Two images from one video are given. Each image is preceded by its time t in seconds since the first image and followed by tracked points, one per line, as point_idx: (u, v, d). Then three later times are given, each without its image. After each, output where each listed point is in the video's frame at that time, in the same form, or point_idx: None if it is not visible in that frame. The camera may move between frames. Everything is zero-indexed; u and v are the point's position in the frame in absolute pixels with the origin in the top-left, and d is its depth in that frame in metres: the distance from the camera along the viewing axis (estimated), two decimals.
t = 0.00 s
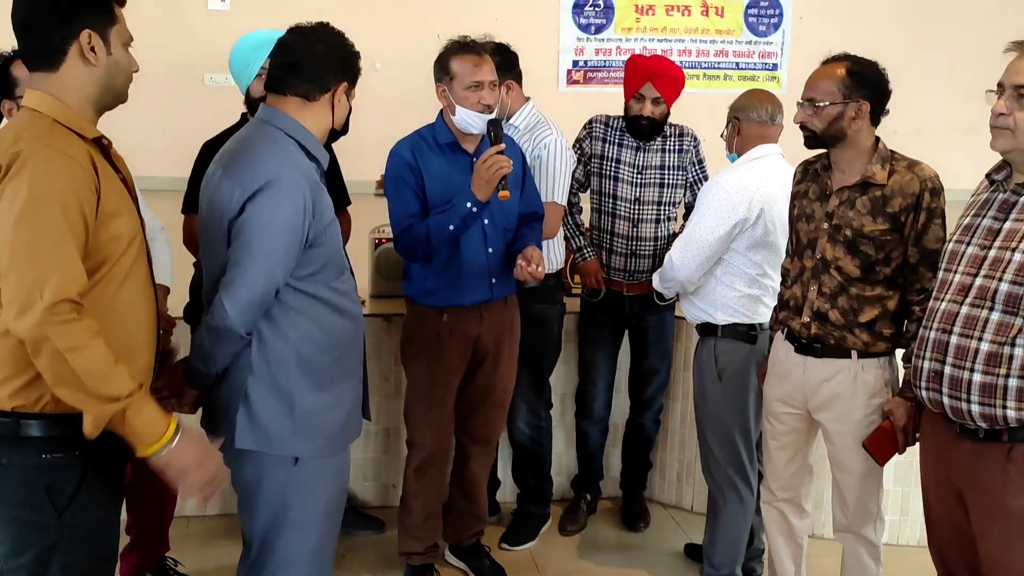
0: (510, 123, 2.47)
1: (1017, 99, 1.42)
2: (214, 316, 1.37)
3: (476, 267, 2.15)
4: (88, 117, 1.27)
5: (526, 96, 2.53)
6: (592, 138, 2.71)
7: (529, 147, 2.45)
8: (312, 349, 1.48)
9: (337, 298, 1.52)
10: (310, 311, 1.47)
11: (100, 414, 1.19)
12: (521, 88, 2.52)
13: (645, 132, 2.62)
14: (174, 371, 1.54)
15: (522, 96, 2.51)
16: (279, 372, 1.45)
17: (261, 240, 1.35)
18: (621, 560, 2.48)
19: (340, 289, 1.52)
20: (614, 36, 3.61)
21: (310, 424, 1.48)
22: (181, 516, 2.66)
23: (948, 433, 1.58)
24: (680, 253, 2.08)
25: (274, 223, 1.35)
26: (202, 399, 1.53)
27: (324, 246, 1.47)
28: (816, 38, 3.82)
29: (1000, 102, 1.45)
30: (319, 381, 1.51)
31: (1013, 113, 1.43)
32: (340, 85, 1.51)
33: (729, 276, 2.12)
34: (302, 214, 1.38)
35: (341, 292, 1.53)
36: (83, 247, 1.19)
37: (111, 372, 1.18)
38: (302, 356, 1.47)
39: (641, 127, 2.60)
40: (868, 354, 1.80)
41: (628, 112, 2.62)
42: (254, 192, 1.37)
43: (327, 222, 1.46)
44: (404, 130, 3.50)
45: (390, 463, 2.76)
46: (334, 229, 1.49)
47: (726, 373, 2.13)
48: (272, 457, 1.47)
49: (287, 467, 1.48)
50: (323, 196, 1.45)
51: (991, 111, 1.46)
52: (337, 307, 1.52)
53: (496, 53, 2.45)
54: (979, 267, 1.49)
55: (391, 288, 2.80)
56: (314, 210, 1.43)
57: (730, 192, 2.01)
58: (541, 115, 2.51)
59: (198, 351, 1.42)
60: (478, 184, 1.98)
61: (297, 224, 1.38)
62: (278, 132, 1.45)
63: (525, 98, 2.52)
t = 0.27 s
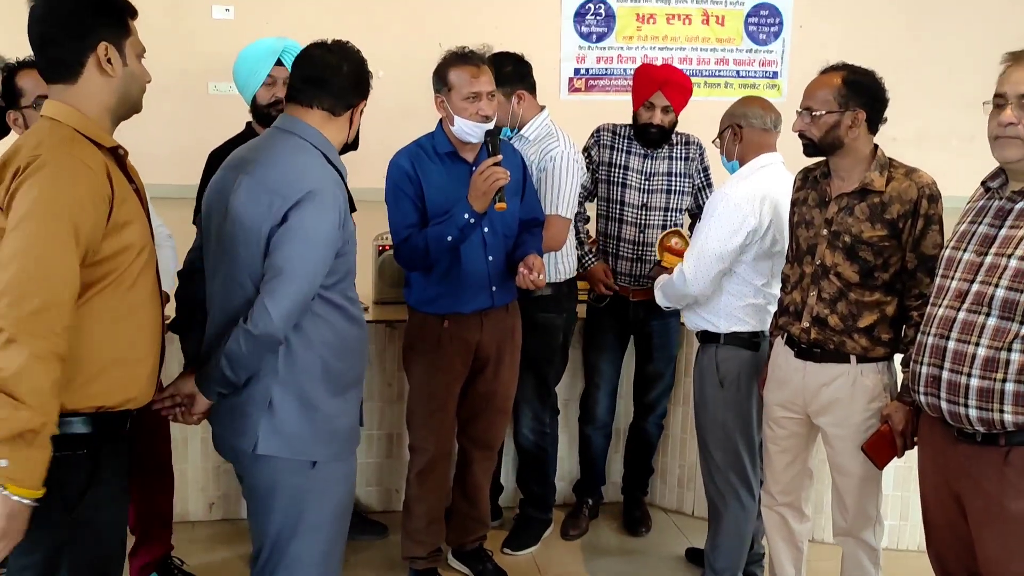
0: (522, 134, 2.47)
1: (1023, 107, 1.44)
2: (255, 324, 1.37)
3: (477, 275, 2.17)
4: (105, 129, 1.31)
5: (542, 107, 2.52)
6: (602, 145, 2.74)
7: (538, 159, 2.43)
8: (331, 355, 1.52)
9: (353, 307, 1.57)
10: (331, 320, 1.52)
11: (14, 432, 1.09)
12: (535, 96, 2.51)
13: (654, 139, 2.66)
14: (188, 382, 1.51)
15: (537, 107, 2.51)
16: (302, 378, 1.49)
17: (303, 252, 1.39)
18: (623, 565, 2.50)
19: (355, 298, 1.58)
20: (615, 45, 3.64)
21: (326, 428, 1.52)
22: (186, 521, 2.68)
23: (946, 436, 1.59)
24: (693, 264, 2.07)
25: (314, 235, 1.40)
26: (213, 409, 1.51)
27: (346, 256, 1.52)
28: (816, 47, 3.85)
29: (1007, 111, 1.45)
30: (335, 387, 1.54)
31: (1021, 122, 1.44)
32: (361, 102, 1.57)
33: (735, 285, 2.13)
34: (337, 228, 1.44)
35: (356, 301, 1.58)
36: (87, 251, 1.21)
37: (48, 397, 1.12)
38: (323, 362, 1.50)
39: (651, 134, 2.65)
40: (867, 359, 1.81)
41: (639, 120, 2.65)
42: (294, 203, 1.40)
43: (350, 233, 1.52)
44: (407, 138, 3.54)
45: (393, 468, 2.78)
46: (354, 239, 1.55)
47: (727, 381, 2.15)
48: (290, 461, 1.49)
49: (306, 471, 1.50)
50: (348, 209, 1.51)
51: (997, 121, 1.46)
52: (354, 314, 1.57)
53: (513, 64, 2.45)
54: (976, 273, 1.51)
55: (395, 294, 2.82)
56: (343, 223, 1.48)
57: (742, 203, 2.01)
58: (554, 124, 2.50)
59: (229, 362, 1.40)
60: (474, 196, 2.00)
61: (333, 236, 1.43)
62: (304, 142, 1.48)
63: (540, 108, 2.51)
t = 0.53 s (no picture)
0: (527, 144, 2.55)
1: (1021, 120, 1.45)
2: (267, 326, 1.42)
3: (474, 284, 2.22)
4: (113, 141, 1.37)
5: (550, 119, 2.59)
6: (606, 157, 2.78)
7: (540, 169, 2.49)
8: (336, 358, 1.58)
9: (356, 313, 1.63)
10: (336, 324, 1.58)
11: (18, 425, 1.15)
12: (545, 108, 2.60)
13: (659, 154, 2.72)
14: (201, 383, 1.54)
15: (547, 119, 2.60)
16: (309, 378, 1.54)
17: (312, 259, 1.44)
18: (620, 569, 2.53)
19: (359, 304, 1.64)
20: (617, 57, 3.71)
21: (331, 425, 1.57)
22: (191, 525, 2.73)
23: (930, 440, 1.63)
24: (706, 283, 2.03)
25: (323, 243, 1.46)
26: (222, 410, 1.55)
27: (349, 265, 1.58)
28: (815, 59, 3.91)
29: (1006, 125, 1.46)
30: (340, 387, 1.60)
31: (1021, 134, 1.45)
32: (362, 116, 1.62)
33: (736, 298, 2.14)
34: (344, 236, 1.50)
35: (360, 307, 1.65)
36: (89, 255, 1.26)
37: (53, 393, 1.18)
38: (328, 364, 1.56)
39: (655, 150, 2.71)
40: (855, 365, 1.85)
41: (645, 136, 2.70)
42: (304, 213, 1.46)
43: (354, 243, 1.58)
44: (412, 149, 3.60)
45: (395, 473, 2.83)
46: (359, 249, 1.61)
47: (726, 389, 2.17)
48: (298, 457, 1.53)
49: (312, 467, 1.55)
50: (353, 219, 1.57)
51: (998, 133, 1.47)
52: (357, 320, 1.63)
53: (530, 73, 2.55)
54: (957, 282, 1.55)
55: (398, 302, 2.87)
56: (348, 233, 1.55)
57: (748, 217, 2.02)
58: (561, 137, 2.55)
59: (242, 364, 1.45)
60: (462, 204, 2.05)
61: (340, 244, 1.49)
62: (315, 156, 1.54)
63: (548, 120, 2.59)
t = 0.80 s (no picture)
0: (532, 154, 2.62)
1: (998, 129, 1.50)
2: (229, 316, 1.56)
3: (467, 290, 2.28)
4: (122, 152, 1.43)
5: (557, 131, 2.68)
6: (608, 168, 2.85)
7: (543, 177, 2.56)
8: (319, 350, 1.65)
9: (346, 311, 1.69)
10: (319, 318, 1.65)
11: (127, 434, 1.29)
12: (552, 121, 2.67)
13: (664, 168, 2.73)
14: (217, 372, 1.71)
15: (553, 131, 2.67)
16: (288, 368, 1.62)
17: (274, 251, 1.53)
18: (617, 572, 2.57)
19: (350, 303, 1.70)
20: (621, 69, 3.78)
21: (313, 416, 1.63)
22: (199, 527, 2.79)
23: (913, 441, 1.66)
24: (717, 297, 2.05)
25: (285, 237, 1.53)
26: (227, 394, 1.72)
27: (332, 262, 1.65)
28: (817, 70, 3.96)
29: (983, 134, 1.50)
30: (325, 380, 1.67)
31: (999, 144, 1.50)
32: (326, 119, 1.71)
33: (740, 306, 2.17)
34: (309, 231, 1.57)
35: (351, 305, 1.71)
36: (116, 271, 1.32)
37: (143, 391, 1.31)
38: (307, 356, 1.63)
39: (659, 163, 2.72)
40: (842, 368, 1.90)
41: (649, 149, 2.72)
42: (269, 212, 1.57)
43: (336, 242, 1.65)
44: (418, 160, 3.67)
45: (398, 478, 2.88)
46: (345, 248, 1.67)
47: (723, 394, 2.20)
48: (280, 442, 1.62)
49: (292, 452, 1.62)
50: (332, 218, 1.64)
51: (976, 142, 1.52)
52: (346, 317, 1.69)
53: (544, 85, 2.60)
54: (936, 287, 1.59)
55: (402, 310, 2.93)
56: (321, 229, 1.61)
57: (744, 226, 2.06)
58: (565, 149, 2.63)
59: (220, 351, 1.61)
60: (441, 210, 2.14)
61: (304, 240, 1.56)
62: (301, 163, 1.67)
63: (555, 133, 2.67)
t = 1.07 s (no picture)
0: (532, 162, 2.69)
1: (983, 138, 1.55)
2: (216, 292, 1.84)
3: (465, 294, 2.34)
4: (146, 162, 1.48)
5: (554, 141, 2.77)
6: (612, 177, 2.91)
7: (545, 184, 2.62)
8: (297, 333, 1.85)
9: (328, 301, 1.87)
10: (301, 306, 1.86)
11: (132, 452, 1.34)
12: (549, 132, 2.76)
13: (666, 176, 2.79)
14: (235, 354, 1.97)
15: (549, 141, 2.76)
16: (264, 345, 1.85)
17: (248, 238, 1.78)
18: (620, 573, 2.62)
19: (333, 294, 1.88)
20: (627, 79, 3.84)
21: (286, 392, 1.84)
22: (210, 528, 2.85)
23: (904, 441, 1.71)
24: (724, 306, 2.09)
25: (259, 227, 1.78)
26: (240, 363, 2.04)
27: (313, 254, 1.84)
28: (821, 79, 4.01)
29: (968, 143, 1.55)
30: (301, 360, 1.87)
31: (983, 152, 1.55)
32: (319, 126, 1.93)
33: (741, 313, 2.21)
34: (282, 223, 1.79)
35: (334, 297, 1.88)
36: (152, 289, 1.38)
37: (160, 414, 1.37)
38: (284, 337, 1.85)
39: (661, 172, 2.77)
40: (836, 371, 1.95)
41: (651, 157, 2.79)
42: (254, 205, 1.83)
43: (317, 236, 1.84)
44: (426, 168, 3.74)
45: (405, 480, 2.93)
46: (327, 243, 1.86)
47: (723, 399, 2.23)
48: (257, 412, 1.86)
49: (267, 423, 1.86)
50: (316, 215, 1.84)
51: (961, 151, 1.56)
52: (327, 307, 1.87)
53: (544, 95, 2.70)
54: (924, 291, 1.64)
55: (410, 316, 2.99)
56: (299, 223, 1.82)
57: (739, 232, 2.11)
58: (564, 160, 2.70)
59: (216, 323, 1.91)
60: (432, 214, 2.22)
61: (275, 230, 1.78)
62: (304, 166, 1.91)
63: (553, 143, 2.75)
